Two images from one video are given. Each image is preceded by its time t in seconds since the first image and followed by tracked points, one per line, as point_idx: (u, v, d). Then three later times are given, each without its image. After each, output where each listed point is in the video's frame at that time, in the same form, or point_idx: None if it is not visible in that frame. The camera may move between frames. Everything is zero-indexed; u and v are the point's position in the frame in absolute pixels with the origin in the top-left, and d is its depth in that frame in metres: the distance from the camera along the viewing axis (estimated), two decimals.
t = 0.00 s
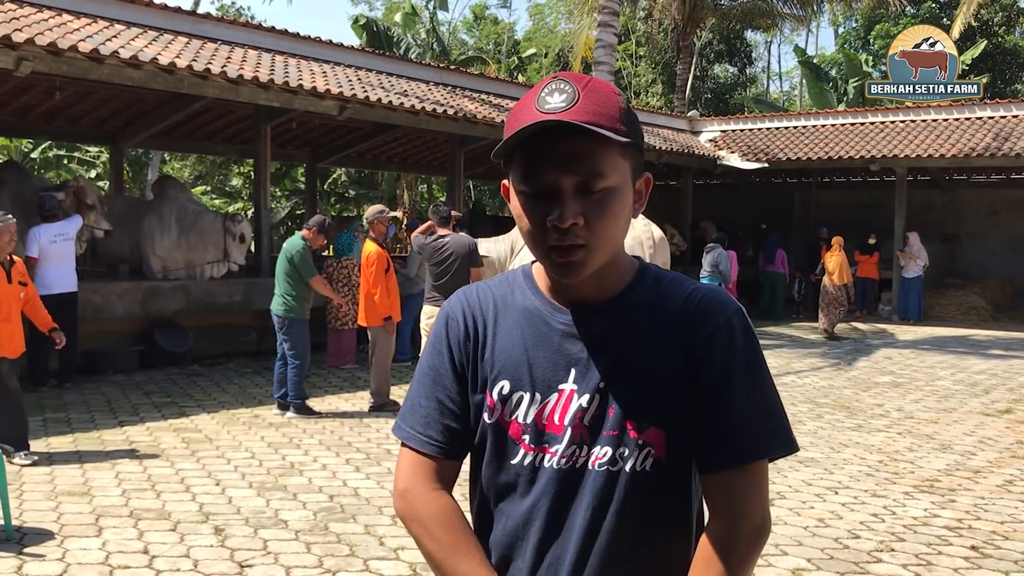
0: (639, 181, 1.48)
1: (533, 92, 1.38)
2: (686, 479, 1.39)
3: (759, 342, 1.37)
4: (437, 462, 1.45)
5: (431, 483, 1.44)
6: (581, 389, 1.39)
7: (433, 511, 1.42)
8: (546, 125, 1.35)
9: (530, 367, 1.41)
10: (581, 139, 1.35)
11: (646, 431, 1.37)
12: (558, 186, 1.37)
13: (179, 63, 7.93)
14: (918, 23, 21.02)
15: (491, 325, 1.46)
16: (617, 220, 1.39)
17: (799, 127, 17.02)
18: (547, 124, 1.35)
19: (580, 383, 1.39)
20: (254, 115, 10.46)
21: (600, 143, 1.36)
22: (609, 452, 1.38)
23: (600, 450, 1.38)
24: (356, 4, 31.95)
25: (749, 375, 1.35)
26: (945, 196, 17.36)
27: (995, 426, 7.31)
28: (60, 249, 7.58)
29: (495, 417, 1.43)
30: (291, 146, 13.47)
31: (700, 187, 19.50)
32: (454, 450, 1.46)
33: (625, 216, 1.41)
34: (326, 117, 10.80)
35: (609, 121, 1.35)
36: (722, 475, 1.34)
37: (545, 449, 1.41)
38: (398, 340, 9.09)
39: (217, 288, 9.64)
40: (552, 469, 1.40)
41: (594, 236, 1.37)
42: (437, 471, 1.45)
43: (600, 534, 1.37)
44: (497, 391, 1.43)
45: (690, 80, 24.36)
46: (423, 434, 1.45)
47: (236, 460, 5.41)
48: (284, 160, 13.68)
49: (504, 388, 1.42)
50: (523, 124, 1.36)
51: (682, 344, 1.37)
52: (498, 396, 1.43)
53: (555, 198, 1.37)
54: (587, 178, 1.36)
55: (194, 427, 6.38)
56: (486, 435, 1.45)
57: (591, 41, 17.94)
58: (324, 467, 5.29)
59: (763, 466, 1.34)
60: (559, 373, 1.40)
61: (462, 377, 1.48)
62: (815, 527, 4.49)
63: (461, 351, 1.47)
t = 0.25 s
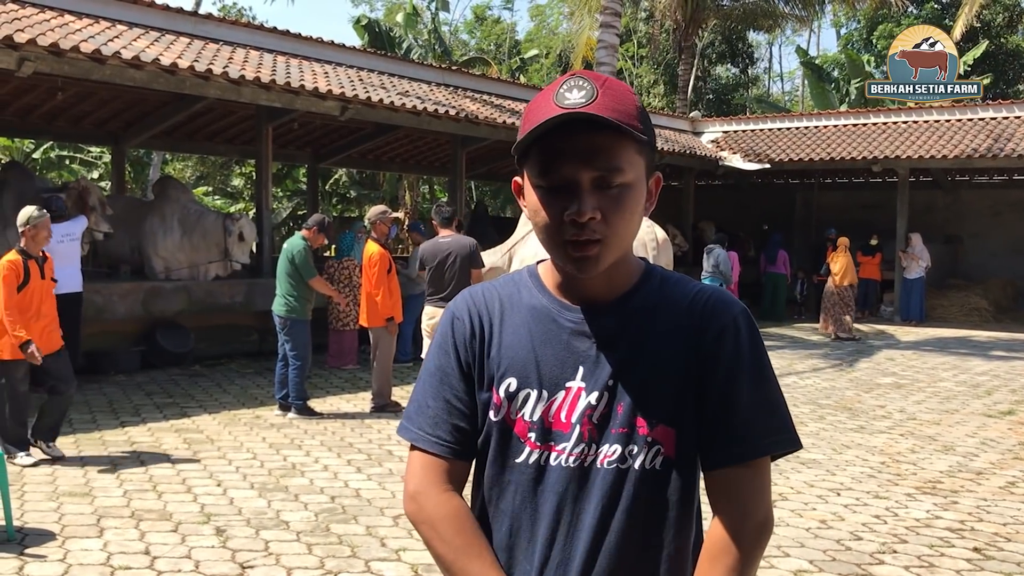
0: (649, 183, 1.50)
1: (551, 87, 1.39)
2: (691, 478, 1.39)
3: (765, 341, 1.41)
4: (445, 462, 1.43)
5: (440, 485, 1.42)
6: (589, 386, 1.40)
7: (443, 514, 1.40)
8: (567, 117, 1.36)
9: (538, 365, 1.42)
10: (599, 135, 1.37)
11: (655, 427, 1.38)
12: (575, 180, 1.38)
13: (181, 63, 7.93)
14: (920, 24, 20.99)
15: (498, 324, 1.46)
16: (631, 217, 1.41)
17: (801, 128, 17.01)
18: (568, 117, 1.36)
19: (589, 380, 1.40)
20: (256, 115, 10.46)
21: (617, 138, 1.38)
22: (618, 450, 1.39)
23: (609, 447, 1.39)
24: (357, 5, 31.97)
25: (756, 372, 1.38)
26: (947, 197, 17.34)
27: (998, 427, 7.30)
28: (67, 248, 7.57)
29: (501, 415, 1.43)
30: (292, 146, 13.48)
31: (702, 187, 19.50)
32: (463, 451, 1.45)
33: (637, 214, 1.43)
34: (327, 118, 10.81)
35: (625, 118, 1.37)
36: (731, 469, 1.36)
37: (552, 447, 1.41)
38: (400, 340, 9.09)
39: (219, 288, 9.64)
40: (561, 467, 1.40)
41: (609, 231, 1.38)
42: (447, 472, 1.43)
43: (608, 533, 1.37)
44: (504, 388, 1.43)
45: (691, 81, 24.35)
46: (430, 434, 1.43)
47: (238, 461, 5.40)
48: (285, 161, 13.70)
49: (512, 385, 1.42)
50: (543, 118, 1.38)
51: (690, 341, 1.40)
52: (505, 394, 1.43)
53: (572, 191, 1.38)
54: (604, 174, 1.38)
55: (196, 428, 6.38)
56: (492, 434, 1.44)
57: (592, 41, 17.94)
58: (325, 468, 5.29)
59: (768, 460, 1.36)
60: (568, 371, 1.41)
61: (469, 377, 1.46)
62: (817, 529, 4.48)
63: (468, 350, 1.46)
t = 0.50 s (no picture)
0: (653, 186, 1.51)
1: (558, 88, 1.40)
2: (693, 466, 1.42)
3: (764, 335, 1.43)
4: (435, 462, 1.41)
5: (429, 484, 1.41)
6: (597, 386, 1.40)
7: (428, 512, 1.38)
8: (573, 115, 1.38)
9: (545, 368, 1.41)
10: (604, 135, 1.39)
11: (659, 426, 1.40)
12: (581, 179, 1.40)
13: (180, 65, 7.92)
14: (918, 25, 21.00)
15: (502, 328, 1.46)
16: (635, 216, 1.42)
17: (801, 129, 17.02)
18: (574, 113, 1.38)
19: (597, 382, 1.41)
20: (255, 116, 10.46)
21: (622, 138, 1.39)
22: (624, 448, 1.40)
23: (615, 446, 1.40)
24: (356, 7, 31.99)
25: (758, 366, 1.39)
26: (946, 199, 17.35)
27: (997, 429, 7.30)
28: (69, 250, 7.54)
29: (510, 421, 1.42)
30: (291, 148, 13.49)
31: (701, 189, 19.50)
32: (451, 452, 1.42)
33: (641, 214, 1.44)
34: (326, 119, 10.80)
35: (630, 119, 1.39)
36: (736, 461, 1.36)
37: (563, 449, 1.41)
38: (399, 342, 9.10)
39: (218, 289, 9.63)
40: (570, 467, 1.40)
41: (615, 229, 1.40)
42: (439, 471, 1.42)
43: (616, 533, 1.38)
44: (513, 394, 1.41)
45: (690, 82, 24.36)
46: (425, 436, 1.42)
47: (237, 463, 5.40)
48: (284, 162, 13.71)
49: (521, 391, 1.41)
50: (548, 115, 1.39)
51: (693, 338, 1.42)
52: (513, 400, 1.41)
53: (578, 189, 1.39)
54: (609, 172, 1.39)
55: (194, 430, 6.37)
56: (500, 441, 1.43)
57: (591, 43, 17.94)
58: (324, 470, 5.29)
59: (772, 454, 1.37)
60: (575, 373, 1.41)
61: (469, 381, 1.45)
62: (817, 531, 4.48)
63: (473, 354, 1.45)
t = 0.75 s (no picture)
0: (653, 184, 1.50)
1: (558, 91, 1.40)
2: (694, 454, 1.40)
3: (760, 324, 1.41)
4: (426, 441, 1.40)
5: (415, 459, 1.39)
6: (594, 381, 1.40)
7: (408, 478, 1.36)
8: (574, 124, 1.37)
9: (542, 363, 1.42)
10: (605, 137, 1.38)
11: (653, 418, 1.38)
12: (581, 178, 1.40)
13: (178, 66, 7.91)
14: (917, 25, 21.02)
15: (501, 324, 1.47)
16: (634, 215, 1.42)
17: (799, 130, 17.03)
18: (577, 124, 1.37)
19: (593, 376, 1.40)
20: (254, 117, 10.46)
21: (622, 140, 1.38)
22: (619, 442, 1.38)
23: (611, 440, 1.38)
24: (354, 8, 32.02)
25: (750, 352, 1.37)
26: (944, 200, 17.37)
27: (995, 429, 7.30)
28: (64, 252, 7.56)
29: (509, 413, 1.43)
30: (290, 149, 13.49)
31: (699, 190, 19.51)
32: (445, 432, 1.42)
33: (640, 212, 1.44)
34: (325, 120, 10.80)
35: (629, 123, 1.38)
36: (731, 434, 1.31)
37: (558, 443, 1.40)
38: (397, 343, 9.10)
39: (216, 290, 9.61)
40: (566, 461, 1.39)
41: (614, 227, 1.40)
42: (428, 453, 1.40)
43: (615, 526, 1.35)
44: (511, 387, 1.43)
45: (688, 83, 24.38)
46: (416, 412, 1.42)
47: (235, 464, 5.39)
48: (283, 163, 13.72)
49: (518, 384, 1.43)
50: (549, 123, 1.38)
51: (687, 330, 1.40)
52: (511, 393, 1.43)
53: (578, 188, 1.40)
54: (608, 172, 1.39)
55: (192, 431, 6.36)
56: (499, 436, 1.44)
57: (589, 44, 17.95)
58: (322, 471, 5.28)
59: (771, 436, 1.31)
60: (572, 369, 1.41)
61: (468, 371, 1.47)
62: (815, 531, 4.47)
63: (470, 347, 1.47)
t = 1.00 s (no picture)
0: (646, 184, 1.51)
1: (559, 84, 1.41)
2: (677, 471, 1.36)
3: (748, 332, 1.37)
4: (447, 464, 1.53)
5: (436, 485, 1.51)
6: (572, 380, 1.41)
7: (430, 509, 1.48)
8: (578, 111, 1.37)
9: (527, 365, 1.44)
10: (603, 130, 1.39)
11: (629, 417, 1.36)
12: (582, 168, 1.40)
13: (177, 66, 7.91)
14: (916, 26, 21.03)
15: (493, 331, 1.51)
16: (629, 209, 1.42)
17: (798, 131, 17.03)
18: (580, 112, 1.37)
19: (572, 375, 1.41)
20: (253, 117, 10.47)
21: (622, 132, 1.40)
22: (596, 442, 1.37)
23: (587, 440, 1.38)
24: (352, 8, 32.03)
25: (731, 360, 1.33)
26: (943, 200, 17.38)
27: (994, 429, 7.31)
28: (57, 251, 7.61)
29: (496, 417, 1.46)
30: (289, 149, 13.50)
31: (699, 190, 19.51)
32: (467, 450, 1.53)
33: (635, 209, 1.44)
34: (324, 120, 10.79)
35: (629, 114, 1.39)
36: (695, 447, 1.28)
37: (543, 444, 1.42)
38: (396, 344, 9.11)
39: (215, 291, 9.59)
40: (546, 461, 1.41)
41: (611, 221, 1.40)
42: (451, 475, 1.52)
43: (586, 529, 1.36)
44: (498, 392, 1.47)
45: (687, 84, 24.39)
46: (439, 439, 1.55)
47: (234, 464, 5.39)
48: (282, 163, 13.73)
49: (504, 389, 1.46)
50: (554, 112, 1.38)
51: (669, 332, 1.38)
52: (498, 398, 1.47)
53: (576, 178, 1.40)
54: (607, 165, 1.40)
55: (192, 431, 6.36)
56: (489, 440, 1.48)
57: (589, 44, 17.95)
58: (322, 471, 5.28)
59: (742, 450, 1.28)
60: (553, 369, 1.42)
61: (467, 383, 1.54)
62: (815, 531, 4.48)
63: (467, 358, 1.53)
